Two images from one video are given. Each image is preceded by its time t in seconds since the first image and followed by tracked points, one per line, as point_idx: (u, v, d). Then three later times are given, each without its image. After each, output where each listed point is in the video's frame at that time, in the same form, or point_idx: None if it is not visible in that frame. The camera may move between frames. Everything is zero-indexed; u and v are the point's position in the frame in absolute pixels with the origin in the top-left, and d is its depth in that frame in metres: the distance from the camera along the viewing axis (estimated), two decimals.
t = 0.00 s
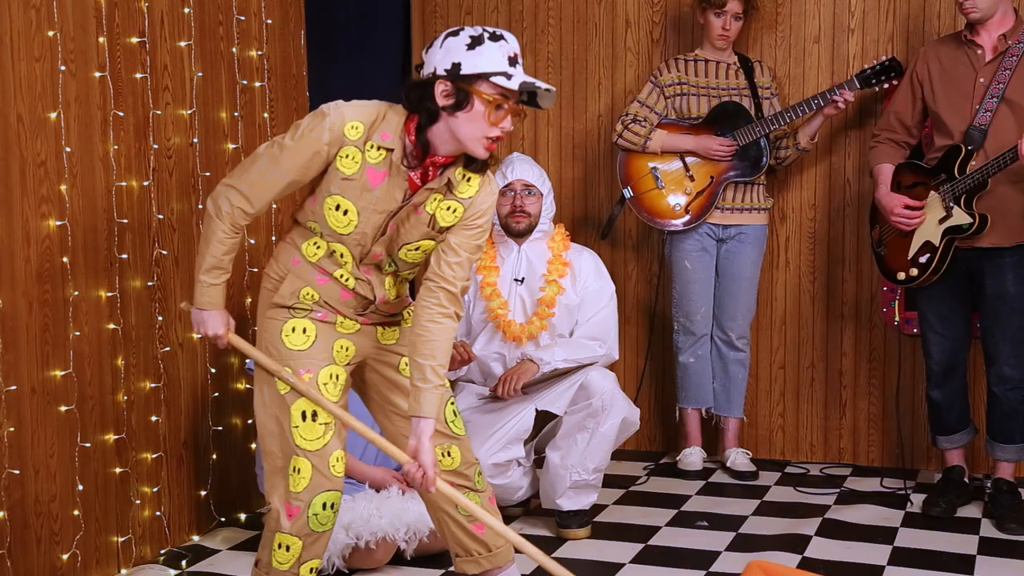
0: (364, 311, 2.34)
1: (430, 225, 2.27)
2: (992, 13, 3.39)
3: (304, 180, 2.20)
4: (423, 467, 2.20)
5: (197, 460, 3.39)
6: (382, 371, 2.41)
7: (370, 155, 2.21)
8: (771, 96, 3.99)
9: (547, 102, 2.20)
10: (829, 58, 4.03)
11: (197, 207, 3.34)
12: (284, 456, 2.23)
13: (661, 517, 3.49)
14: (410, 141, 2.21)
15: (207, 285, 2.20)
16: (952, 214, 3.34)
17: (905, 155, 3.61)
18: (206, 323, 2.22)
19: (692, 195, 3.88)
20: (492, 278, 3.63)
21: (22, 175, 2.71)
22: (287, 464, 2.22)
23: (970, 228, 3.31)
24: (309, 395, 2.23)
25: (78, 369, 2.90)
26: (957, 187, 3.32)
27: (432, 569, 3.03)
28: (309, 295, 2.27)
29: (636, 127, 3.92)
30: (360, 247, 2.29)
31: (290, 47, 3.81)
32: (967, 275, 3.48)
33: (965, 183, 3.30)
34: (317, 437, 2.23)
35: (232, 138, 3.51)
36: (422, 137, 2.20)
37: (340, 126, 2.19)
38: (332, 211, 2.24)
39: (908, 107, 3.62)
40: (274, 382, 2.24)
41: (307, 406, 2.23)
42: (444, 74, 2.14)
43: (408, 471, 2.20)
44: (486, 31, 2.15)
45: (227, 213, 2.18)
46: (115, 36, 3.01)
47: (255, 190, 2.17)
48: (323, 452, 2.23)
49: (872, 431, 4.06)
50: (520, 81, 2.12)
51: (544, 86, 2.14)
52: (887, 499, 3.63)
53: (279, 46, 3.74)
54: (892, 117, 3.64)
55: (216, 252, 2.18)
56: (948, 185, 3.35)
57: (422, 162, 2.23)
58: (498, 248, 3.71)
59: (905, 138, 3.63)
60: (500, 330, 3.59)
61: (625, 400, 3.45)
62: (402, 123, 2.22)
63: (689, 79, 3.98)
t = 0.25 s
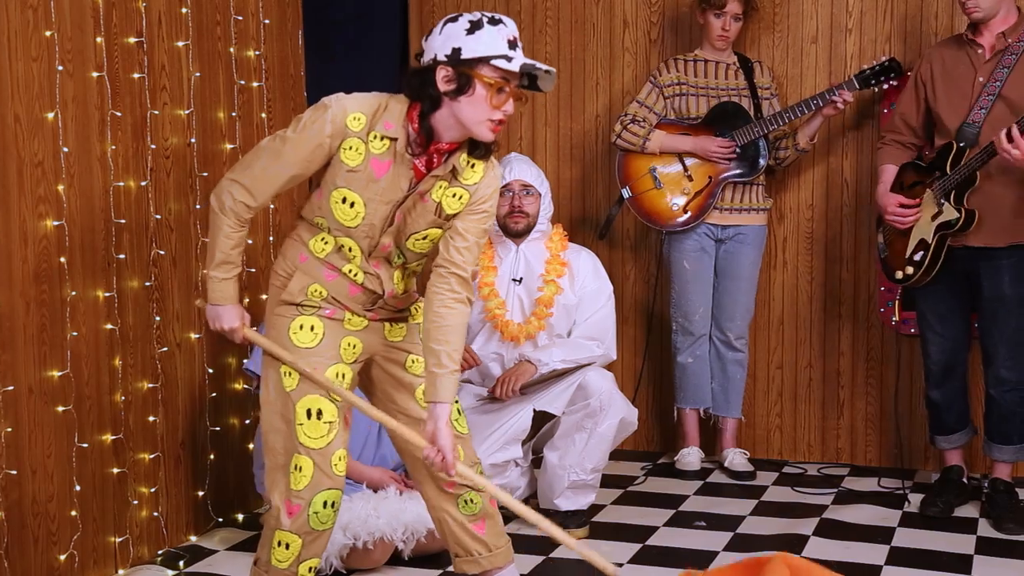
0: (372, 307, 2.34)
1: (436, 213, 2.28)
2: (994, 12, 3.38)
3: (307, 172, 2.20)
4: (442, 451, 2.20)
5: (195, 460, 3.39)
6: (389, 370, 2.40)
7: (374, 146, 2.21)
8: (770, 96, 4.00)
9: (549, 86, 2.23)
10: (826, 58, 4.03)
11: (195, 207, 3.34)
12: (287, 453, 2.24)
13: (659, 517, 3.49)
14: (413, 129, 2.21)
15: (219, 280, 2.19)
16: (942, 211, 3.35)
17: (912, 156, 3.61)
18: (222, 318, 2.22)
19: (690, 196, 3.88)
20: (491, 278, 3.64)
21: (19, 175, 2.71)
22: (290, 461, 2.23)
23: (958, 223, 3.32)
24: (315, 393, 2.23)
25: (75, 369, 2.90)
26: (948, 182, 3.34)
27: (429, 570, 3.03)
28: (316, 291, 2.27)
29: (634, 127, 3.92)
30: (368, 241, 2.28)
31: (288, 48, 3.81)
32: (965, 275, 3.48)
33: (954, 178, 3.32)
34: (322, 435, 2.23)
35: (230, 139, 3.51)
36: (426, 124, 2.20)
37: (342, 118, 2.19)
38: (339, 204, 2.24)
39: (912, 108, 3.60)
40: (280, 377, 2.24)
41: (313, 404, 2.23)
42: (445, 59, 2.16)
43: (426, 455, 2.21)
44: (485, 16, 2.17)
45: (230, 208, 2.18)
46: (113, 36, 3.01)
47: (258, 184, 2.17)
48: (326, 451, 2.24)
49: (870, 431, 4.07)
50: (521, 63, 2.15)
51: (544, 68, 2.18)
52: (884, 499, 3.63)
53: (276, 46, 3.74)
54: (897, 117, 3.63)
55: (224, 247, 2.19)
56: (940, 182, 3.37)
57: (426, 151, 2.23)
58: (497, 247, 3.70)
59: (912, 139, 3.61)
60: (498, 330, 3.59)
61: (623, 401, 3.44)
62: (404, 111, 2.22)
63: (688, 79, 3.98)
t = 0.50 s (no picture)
0: (373, 307, 2.34)
1: (436, 205, 2.28)
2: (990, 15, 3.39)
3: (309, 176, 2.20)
4: (488, 426, 2.19)
5: (191, 463, 3.38)
6: (388, 372, 2.39)
7: (369, 142, 2.22)
8: (767, 99, 3.99)
9: (541, 73, 2.29)
10: (823, 60, 4.04)
11: (192, 209, 3.34)
12: (285, 455, 2.24)
13: (657, 520, 3.48)
14: (409, 122, 2.22)
15: (246, 303, 2.18)
16: (936, 213, 3.35)
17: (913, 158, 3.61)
18: (258, 339, 2.18)
19: (686, 199, 3.88)
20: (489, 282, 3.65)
21: (17, 178, 2.71)
22: (289, 463, 2.22)
23: (950, 225, 3.31)
24: (314, 395, 2.23)
25: (72, 371, 2.89)
26: (942, 184, 3.35)
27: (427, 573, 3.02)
28: (317, 293, 2.28)
29: (631, 130, 3.92)
30: (368, 239, 2.28)
31: (285, 49, 3.81)
32: (962, 278, 3.48)
33: (947, 181, 3.33)
34: (322, 437, 2.23)
35: (228, 141, 3.50)
36: (420, 116, 2.22)
37: (336, 118, 2.21)
38: (337, 203, 2.24)
39: (912, 109, 3.61)
40: (280, 379, 2.24)
41: (313, 406, 2.23)
42: (437, 49, 2.20)
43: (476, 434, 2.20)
44: (474, 5, 2.21)
45: (240, 225, 2.18)
46: (110, 38, 3.00)
47: (265, 196, 2.17)
48: (326, 454, 2.23)
49: (867, 433, 4.07)
50: (511, 48, 2.19)
51: (534, 52, 2.23)
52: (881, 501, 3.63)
53: (274, 47, 3.74)
54: (897, 120, 3.64)
55: (242, 265, 2.18)
56: (935, 183, 3.37)
57: (421, 143, 2.24)
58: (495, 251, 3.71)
59: (913, 142, 3.62)
60: (497, 332, 3.61)
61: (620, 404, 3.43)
62: (398, 105, 2.24)
63: (685, 82, 3.98)
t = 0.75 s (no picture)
0: (367, 319, 2.33)
1: (432, 212, 2.29)
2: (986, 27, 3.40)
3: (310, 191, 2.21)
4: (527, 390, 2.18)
5: (188, 475, 3.37)
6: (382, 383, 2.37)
7: (362, 152, 2.23)
8: (762, 110, 3.99)
9: (528, 76, 2.34)
10: (820, 72, 4.04)
11: (190, 220, 3.34)
12: (281, 467, 2.23)
13: (654, 532, 3.48)
14: (400, 132, 2.24)
15: (278, 330, 2.19)
16: (935, 227, 3.35)
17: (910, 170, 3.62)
18: (297, 364, 2.18)
19: (683, 210, 3.88)
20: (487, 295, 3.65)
21: (14, 190, 2.70)
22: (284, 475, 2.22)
23: (950, 240, 3.32)
24: (310, 406, 2.24)
25: (68, 382, 2.89)
26: (940, 199, 3.34)
27: None
28: (312, 304, 2.28)
29: (628, 142, 3.92)
30: (364, 251, 2.28)
31: (283, 61, 3.81)
32: (960, 290, 3.48)
33: (946, 195, 3.33)
34: (317, 449, 2.23)
35: (225, 152, 3.51)
36: (411, 125, 2.24)
37: (329, 129, 2.22)
38: (332, 215, 2.24)
39: (910, 122, 3.62)
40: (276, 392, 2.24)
41: (308, 417, 2.24)
42: (426, 57, 2.24)
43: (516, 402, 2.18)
44: (461, 11, 2.24)
45: (258, 256, 2.20)
46: (108, 49, 3.01)
47: (275, 220, 2.18)
48: (322, 465, 2.23)
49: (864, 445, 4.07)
50: (499, 54, 2.23)
51: (522, 57, 2.29)
52: (879, 513, 3.63)
53: (271, 58, 3.74)
54: (896, 132, 3.65)
55: (267, 295, 2.19)
56: (934, 198, 3.36)
57: (413, 152, 2.25)
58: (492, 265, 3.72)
59: (911, 154, 3.63)
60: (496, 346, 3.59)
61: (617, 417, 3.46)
62: (388, 114, 2.26)
63: (681, 94, 3.99)
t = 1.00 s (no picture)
0: (364, 330, 2.34)
1: (425, 220, 2.28)
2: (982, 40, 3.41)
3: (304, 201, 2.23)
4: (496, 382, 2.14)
5: (185, 487, 3.37)
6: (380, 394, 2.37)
7: (354, 161, 2.24)
8: (758, 122, 4.01)
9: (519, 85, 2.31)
10: (817, 84, 4.05)
11: (187, 232, 3.34)
12: (276, 477, 2.23)
13: (652, 544, 3.48)
14: (391, 140, 2.24)
15: (268, 338, 2.20)
16: (932, 240, 3.36)
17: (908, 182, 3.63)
18: (286, 370, 2.19)
19: (681, 222, 3.89)
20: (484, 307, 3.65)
21: (12, 202, 2.71)
22: (280, 485, 2.22)
23: (947, 253, 3.33)
24: (306, 417, 2.24)
25: (66, 394, 2.89)
26: (938, 212, 3.35)
27: None
28: (309, 315, 2.29)
29: (624, 154, 3.93)
30: (358, 260, 2.28)
31: (281, 73, 3.82)
32: (957, 302, 3.48)
33: (943, 208, 3.33)
34: (313, 459, 2.23)
35: (223, 164, 3.51)
36: (403, 133, 2.24)
37: (321, 138, 2.24)
38: (327, 225, 2.25)
39: (907, 134, 3.63)
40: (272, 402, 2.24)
41: (304, 427, 2.24)
42: (416, 66, 2.25)
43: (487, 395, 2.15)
44: (452, 21, 2.25)
45: (252, 263, 2.21)
46: (106, 62, 3.01)
47: (268, 229, 2.20)
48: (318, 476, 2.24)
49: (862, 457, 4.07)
50: (490, 61, 2.23)
51: (513, 65, 2.25)
52: (877, 525, 3.62)
53: (269, 71, 3.75)
54: (892, 144, 3.66)
55: (259, 301, 2.21)
56: (931, 211, 3.37)
57: (405, 160, 2.25)
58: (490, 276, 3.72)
59: (907, 166, 3.63)
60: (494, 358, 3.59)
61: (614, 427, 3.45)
62: (380, 123, 2.26)
63: (677, 106, 4.00)
